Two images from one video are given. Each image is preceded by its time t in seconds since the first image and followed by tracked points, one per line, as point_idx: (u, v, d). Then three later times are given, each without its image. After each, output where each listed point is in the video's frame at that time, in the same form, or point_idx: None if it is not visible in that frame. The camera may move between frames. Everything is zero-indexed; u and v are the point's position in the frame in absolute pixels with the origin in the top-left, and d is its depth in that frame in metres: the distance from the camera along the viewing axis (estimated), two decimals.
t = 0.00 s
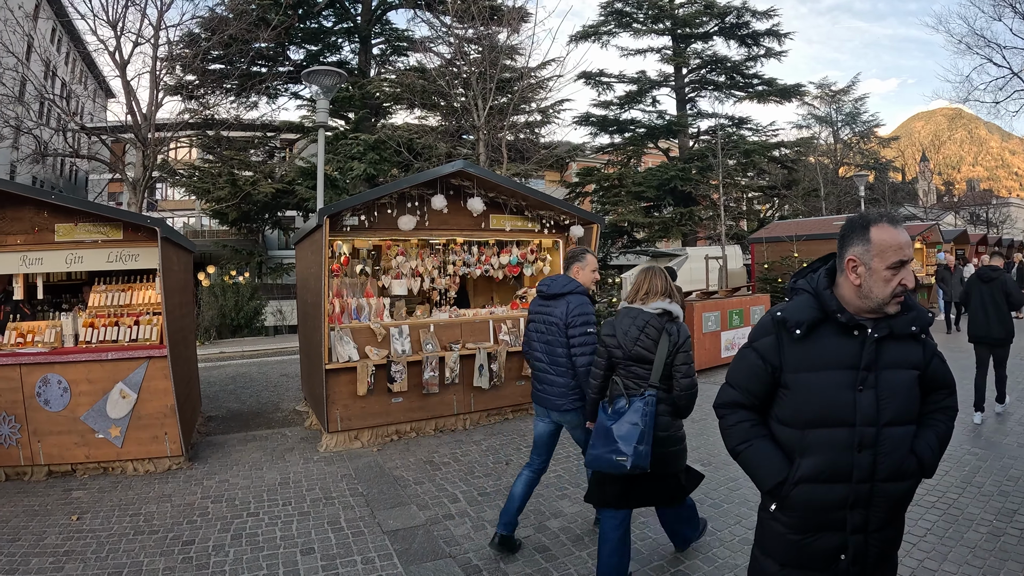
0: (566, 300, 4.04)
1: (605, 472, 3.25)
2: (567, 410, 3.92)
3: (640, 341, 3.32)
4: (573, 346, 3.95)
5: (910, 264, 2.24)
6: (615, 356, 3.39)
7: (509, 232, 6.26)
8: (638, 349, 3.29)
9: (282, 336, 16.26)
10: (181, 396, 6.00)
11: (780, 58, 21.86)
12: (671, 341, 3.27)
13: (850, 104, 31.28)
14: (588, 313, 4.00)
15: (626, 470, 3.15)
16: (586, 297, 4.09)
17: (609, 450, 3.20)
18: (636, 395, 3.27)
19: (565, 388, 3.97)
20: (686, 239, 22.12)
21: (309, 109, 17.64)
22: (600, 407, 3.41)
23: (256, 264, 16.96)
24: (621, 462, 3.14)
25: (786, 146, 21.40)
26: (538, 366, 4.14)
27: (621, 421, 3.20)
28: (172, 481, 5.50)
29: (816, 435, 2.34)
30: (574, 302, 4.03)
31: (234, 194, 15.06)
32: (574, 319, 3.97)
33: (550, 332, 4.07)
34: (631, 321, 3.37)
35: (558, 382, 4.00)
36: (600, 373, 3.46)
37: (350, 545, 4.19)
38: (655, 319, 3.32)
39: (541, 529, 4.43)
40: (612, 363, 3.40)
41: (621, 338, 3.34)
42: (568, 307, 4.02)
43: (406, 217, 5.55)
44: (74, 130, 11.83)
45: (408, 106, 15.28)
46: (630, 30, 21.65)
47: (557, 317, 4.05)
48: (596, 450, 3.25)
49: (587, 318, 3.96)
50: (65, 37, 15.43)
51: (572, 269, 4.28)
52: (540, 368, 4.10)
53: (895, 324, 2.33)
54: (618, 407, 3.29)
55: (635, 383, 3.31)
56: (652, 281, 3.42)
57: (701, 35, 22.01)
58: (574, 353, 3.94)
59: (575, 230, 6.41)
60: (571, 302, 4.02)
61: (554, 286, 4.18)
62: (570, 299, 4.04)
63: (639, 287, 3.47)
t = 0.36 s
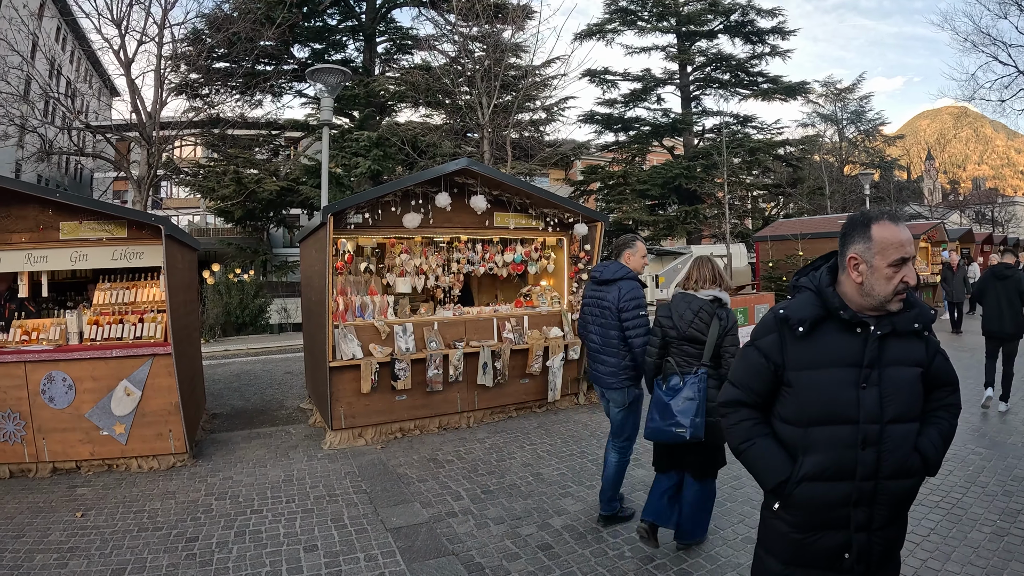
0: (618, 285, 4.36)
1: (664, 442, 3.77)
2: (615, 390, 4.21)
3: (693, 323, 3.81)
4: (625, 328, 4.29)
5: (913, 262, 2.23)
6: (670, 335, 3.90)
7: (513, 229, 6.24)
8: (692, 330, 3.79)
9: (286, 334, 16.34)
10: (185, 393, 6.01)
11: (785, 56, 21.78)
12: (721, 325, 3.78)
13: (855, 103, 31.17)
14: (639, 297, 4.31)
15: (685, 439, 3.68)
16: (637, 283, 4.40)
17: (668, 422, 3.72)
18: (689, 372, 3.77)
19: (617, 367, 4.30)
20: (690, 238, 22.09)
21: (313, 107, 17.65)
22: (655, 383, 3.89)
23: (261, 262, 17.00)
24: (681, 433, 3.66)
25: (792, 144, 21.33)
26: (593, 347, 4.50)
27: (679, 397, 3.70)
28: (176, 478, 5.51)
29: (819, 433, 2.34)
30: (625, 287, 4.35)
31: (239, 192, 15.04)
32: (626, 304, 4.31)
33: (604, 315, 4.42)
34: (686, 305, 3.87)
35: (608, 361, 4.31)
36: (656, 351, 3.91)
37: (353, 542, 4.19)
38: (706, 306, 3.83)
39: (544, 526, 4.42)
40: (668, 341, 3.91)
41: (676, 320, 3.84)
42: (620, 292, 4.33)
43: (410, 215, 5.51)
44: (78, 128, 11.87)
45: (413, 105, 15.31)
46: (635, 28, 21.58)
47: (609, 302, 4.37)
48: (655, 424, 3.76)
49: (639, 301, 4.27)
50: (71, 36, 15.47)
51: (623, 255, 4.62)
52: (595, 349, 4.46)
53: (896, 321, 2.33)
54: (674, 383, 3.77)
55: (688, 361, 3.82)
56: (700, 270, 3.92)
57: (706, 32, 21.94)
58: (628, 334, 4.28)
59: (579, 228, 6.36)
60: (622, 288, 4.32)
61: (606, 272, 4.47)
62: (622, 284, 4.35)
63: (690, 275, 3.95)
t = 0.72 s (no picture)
0: (668, 288, 4.55)
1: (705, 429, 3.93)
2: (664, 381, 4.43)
3: (738, 321, 4.03)
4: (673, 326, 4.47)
5: (925, 259, 2.22)
6: (716, 334, 4.12)
7: (524, 227, 6.22)
8: (736, 327, 4.02)
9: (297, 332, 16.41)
10: (197, 390, 6.04)
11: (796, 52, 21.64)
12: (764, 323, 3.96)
13: (867, 100, 30.95)
14: (690, 300, 4.46)
15: (724, 425, 3.85)
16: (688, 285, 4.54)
17: (712, 410, 3.90)
18: (734, 365, 4.03)
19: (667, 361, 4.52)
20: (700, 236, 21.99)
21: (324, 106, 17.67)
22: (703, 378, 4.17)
23: (271, 261, 17.10)
24: (720, 419, 3.84)
25: (803, 141, 21.20)
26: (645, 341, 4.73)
27: (722, 386, 3.95)
28: (189, 476, 5.55)
29: (831, 431, 2.33)
30: (676, 289, 4.53)
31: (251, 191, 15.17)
32: (676, 305, 4.48)
33: (654, 314, 4.63)
34: (731, 305, 4.08)
35: (658, 356, 4.54)
36: (705, 346, 4.17)
37: (364, 540, 4.22)
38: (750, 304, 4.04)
39: (555, 524, 4.42)
40: (715, 338, 4.13)
41: (722, 319, 4.06)
42: (670, 294, 4.52)
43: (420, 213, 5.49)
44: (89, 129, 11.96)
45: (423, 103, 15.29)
46: (645, 25, 21.48)
47: (659, 301, 4.58)
48: (700, 411, 3.95)
49: (689, 303, 4.44)
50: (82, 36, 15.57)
51: (674, 260, 4.74)
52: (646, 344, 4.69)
53: (909, 319, 2.32)
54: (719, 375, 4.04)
55: (733, 356, 4.05)
56: (748, 275, 4.16)
57: (716, 29, 21.83)
58: (675, 332, 4.46)
59: (589, 226, 6.31)
60: (673, 289, 4.52)
61: (656, 274, 4.68)
62: (672, 286, 4.54)
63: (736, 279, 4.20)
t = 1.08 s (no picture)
0: (725, 276, 4.67)
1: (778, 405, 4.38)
2: (731, 364, 4.58)
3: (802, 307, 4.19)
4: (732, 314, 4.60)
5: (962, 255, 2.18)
6: (778, 319, 4.29)
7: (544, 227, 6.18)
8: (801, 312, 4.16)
9: (314, 332, 16.38)
10: (217, 388, 6.04)
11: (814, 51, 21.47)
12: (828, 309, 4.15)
13: (885, 99, 30.72)
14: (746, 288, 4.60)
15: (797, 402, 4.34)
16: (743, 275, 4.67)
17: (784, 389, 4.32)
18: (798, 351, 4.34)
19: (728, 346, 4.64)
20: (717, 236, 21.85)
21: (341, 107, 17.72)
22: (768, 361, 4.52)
23: (289, 261, 17.21)
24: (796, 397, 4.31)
25: (821, 141, 21.02)
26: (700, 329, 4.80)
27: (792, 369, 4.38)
28: (208, 474, 5.57)
29: (867, 433, 2.30)
30: (734, 279, 4.65)
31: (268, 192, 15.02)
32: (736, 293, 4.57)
33: (712, 303, 4.71)
34: (795, 292, 4.23)
35: (720, 342, 4.67)
36: (766, 330, 4.30)
37: (384, 540, 4.22)
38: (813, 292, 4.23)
39: (576, 526, 4.40)
40: (776, 323, 4.28)
41: (787, 305, 4.20)
42: (727, 282, 4.64)
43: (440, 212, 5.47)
44: (108, 129, 12.06)
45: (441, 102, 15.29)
46: (662, 24, 21.37)
47: (717, 290, 4.67)
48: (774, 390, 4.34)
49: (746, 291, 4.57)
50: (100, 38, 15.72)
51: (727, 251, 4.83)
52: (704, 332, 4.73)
53: (944, 318, 2.29)
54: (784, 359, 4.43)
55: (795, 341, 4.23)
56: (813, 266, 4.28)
57: (734, 28, 21.70)
58: (733, 317, 4.57)
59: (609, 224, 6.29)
60: (731, 278, 4.63)
61: (713, 265, 4.78)
62: (729, 275, 4.66)
63: (800, 268, 4.34)
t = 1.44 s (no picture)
0: (814, 283, 4.48)
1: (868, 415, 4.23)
2: (817, 371, 4.41)
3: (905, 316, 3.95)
4: (820, 320, 4.39)
5: None
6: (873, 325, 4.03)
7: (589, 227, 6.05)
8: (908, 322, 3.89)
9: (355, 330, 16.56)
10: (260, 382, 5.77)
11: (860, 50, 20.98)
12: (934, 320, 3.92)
13: (931, 98, 30.11)
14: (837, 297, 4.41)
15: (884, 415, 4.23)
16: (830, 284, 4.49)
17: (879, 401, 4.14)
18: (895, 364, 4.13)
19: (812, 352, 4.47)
20: (757, 239, 21.38)
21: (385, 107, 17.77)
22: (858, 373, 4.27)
23: (332, 258, 17.48)
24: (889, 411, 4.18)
25: (866, 142, 20.52)
26: (783, 333, 4.61)
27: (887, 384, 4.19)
28: (249, 466, 5.46)
29: (936, 440, 2.14)
30: (822, 286, 4.46)
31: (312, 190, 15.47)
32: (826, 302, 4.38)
33: (798, 309, 4.50)
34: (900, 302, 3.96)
35: (805, 348, 4.46)
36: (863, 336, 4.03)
37: (426, 539, 4.20)
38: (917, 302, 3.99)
39: (620, 530, 4.32)
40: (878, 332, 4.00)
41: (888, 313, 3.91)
42: (816, 289, 4.45)
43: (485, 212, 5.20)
44: (154, 127, 12.33)
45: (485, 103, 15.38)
46: (704, 23, 21.16)
47: (804, 296, 4.48)
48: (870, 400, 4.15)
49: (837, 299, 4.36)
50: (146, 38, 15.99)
51: (809, 259, 4.80)
52: (787, 337, 4.56)
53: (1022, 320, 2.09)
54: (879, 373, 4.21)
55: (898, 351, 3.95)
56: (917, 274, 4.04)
57: (777, 27, 21.35)
58: (822, 324, 4.36)
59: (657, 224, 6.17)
60: (820, 285, 4.46)
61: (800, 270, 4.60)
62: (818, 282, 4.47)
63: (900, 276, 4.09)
